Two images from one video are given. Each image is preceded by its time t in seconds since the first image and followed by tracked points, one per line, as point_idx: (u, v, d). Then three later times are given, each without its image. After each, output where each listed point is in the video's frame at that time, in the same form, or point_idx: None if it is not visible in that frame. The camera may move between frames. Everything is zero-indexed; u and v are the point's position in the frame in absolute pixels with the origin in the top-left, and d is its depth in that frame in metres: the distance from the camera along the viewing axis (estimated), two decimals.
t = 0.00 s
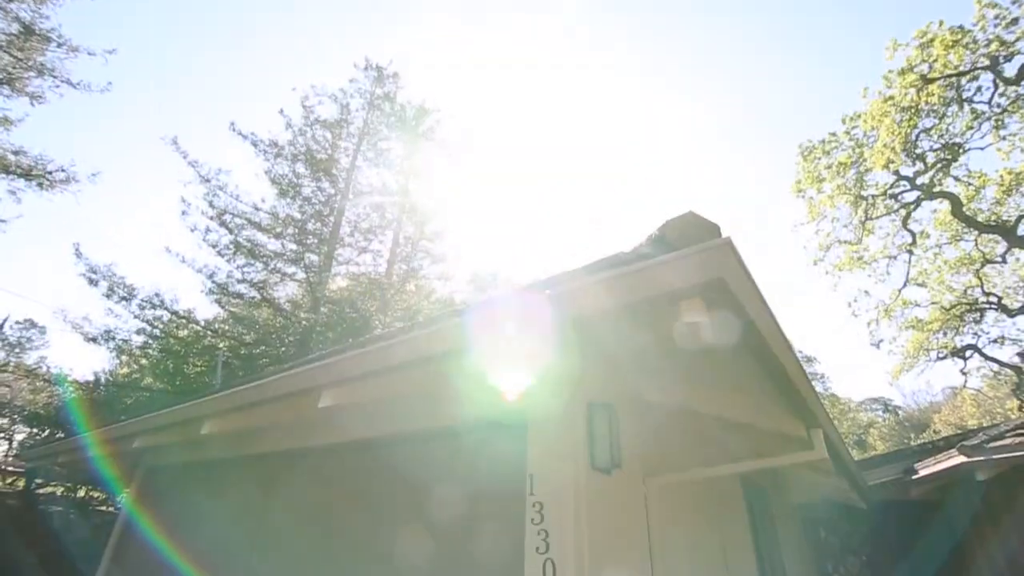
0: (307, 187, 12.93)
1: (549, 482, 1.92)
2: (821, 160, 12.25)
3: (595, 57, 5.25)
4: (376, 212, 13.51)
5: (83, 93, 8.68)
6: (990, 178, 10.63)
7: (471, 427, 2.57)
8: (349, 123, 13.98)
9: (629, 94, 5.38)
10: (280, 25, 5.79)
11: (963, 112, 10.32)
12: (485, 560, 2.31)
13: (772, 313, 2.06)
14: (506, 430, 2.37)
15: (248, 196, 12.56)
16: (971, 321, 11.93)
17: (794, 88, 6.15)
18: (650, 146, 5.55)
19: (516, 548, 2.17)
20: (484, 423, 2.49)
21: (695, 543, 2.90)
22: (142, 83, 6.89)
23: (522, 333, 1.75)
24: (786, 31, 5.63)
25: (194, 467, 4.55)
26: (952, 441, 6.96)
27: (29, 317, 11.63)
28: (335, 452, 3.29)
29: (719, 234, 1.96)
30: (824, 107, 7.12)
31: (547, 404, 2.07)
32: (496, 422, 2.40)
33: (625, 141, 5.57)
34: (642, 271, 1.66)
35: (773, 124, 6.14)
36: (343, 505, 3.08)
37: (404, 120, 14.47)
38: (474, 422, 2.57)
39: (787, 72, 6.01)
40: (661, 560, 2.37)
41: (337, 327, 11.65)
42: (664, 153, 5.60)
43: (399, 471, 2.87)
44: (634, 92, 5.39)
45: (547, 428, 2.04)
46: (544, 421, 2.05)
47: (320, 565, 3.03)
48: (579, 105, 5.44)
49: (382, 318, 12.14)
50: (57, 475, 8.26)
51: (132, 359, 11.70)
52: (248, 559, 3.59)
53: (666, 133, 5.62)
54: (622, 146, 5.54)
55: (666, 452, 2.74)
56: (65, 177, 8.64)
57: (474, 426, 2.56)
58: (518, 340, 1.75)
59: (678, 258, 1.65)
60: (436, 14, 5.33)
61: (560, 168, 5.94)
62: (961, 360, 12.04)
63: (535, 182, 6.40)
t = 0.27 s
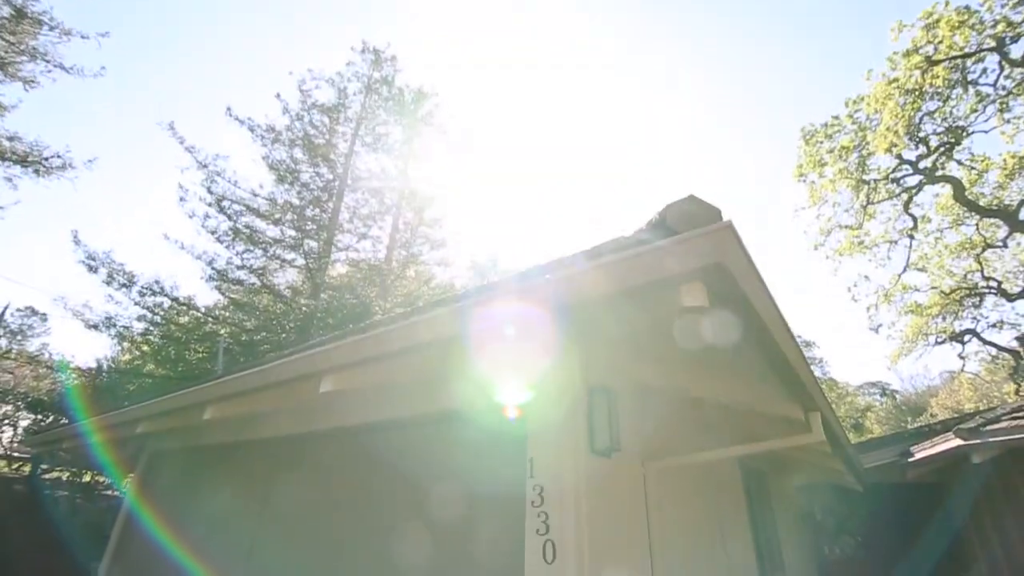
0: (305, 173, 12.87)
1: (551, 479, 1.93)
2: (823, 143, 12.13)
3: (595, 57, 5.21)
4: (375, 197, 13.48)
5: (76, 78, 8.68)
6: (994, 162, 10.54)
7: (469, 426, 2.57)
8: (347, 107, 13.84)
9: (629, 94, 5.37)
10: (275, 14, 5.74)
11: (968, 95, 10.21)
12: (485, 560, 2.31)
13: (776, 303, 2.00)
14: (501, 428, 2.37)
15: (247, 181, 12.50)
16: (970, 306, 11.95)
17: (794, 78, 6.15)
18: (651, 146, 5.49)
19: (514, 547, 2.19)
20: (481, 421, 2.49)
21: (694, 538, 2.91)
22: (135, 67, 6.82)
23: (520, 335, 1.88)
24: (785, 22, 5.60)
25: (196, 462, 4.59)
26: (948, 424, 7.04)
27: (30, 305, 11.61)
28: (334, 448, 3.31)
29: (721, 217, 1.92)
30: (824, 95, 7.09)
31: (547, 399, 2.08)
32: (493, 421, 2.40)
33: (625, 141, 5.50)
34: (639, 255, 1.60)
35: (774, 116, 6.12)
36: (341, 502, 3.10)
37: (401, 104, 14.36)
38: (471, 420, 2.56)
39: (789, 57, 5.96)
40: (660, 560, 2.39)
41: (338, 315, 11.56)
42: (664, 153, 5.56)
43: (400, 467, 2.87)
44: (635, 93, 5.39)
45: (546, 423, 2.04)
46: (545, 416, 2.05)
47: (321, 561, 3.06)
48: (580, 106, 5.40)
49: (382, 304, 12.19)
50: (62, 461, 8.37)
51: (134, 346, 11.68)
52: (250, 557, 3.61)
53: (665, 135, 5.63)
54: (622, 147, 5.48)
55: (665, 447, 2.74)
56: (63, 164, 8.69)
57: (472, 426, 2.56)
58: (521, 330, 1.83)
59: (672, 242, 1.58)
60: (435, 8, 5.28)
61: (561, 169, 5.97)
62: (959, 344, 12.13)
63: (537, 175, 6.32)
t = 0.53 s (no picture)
0: (303, 159, 12.77)
1: (550, 483, 1.93)
2: (825, 128, 12.00)
3: (595, 57, 5.17)
4: (374, 184, 13.43)
5: (69, 63, 8.62)
6: (997, 147, 10.42)
7: (468, 426, 2.57)
8: (345, 92, 13.68)
9: (629, 94, 5.39)
10: (275, 5, 5.77)
11: (973, 78, 10.09)
12: (485, 561, 2.32)
13: (782, 300, 1.92)
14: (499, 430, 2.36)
15: (245, 168, 12.42)
16: (970, 291, 11.96)
17: (793, 70, 6.15)
18: (651, 146, 5.42)
19: (513, 549, 2.19)
20: (480, 422, 2.49)
21: (693, 535, 2.92)
22: (127, 50, 6.70)
23: (521, 340, 2.10)
24: (784, 17, 5.61)
25: (198, 456, 4.62)
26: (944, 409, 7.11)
27: (30, 293, 11.60)
28: (334, 444, 3.33)
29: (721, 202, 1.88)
30: (823, 83, 7.08)
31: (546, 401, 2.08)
32: (493, 423, 2.40)
33: (625, 140, 5.44)
34: (634, 241, 1.55)
35: (778, 109, 6.07)
36: (341, 498, 3.12)
37: (399, 89, 14.23)
38: (470, 421, 2.57)
39: (790, 43, 5.92)
40: (660, 559, 2.38)
41: (337, 301, 11.52)
42: (664, 153, 5.44)
43: (400, 466, 2.89)
44: (634, 92, 5.40)
45: (546, 425, 2.05)
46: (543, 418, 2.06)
47: (322, 556, 3.08)
48: (580, 105, 5.41)
49: (382, 291, 12.17)
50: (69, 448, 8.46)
51: (134, 334, 11.65)
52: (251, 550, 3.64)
53: (665, 135, 5.61)
54: (622, 147, 5.42)
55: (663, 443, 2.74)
56: (59, 151, 8.69)
57: (471, 427, 2.56)
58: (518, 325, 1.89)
59: (669, 228, 1.51)
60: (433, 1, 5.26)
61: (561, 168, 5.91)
62: (957, 330, 12.15)
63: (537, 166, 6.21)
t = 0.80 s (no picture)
0: (301, 145, 12.68)
1: (550, 485, 1.94)
2: (827, 113, 11.89)
3: (595, 57, 5.19)
4: (373, 170, 13.35)
5: (61, 48, 8.45)
6: (1001, 131, 10.31)
7: (467, 427, 2.57)
8: (342, 77, 13.53)
9: (629, 95, 5.41)
10: None
11: (978, 61, 9.95)
12: (485, 562, 2.34)
13: (782, 287, 1.93)
14: (497, 431, 2.36)
15: (242, 155, 12.33)
16: (970, 278, 11.88)
17: (795, 60, 6.11)
18: (651, 147, 5.21)
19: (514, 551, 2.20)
20: (479, 424, 2.50)
21: (693, 531, 2.94)
22: (122, 35, 6.59)
23: (522, 348, 2.13)
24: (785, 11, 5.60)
25: (199, 446, 4.63)
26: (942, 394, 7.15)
27: (30, 281, 11.61)
28: (334, 438, 3.34)
29: (722, 186, 1.84)
30: (824, 70, 7.03)
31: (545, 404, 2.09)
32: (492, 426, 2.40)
33: (625, 140, 5.27)
34: (633, 226, 1.56)
35: (781, 100, 6.04)
36: (341, 494, 3.14)
37: (397, 73, 14.06)
38: (469, 422, 2.57)
39: (790, 34, 5.89)
40: (659, 557, 2.40)
41: (338, 289, 11.53)
42: (664, 153, 5.18)
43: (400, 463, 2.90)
44: (634, 93, 5.42)
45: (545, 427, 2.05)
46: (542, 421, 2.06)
47: (322, 552, 3.11)
48: (578, 106, 5.38)
49: (382, 278, 12.14)
50: (75, 433, 8.55)
51: (135, 321, 11.67)
52: (251, 548, 3.65)
53: (663, 133, 5.45)
54: (622, 146, 5.23)
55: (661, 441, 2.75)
56: (55, 138, 8.65)
57: (471, 427, 2.57)
58: (517, 329, 1.96)
59: (667, 214, 1.51)
60: None
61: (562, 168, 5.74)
62: (956, 316, 12.12)
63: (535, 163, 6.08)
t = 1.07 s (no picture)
0: (298, 131, 12.56)
1: (550, 485, 1.95)
2: (831, 97, 11.77)
3: (595, 57, 5.15)
4: (371, 156, 13.25)
5: (55, 34, 8.33)
6: (1005, 116, 10.20)
7: (467, 425, 2.57)
8: (339, 61, 13.35)
9: (629, 94, 5.38)
10: None
11: (984, 44, 9.81)
12: (485, 560, 2.34)
13: (783, 272, 1.92)
14: (497, 429, 2.36)
15: (239, 141, 12.22)
16: (970, 263, 11.97)
17: (798, 49, 6.07)
18: (651, 146, 4.95)
19: (514, 550, 2.21)
20: (479, 422, 2.50)
21: (693, 528, 2.94)
22: (117, 26, 6.46)
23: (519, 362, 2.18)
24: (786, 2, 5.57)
25: (199, 434, 4.65)
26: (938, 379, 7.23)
27: (29, 269, 11.57)
28: (334, 426, 3.36)
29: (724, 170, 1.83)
30: (826, 55, 6.97)
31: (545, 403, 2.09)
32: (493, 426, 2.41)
33: (625, 140, 5.06)
34: (633, 212, 1.54)
35: (780, 90, 6.03)
36: (341, 485, 3.15)
37: (395, 57, 13.85)
38: (469, 420, 2.58)
39: (791, 25, 5.84)
40: (658, 551, 2.42)
41: (338, 276, 11.79)
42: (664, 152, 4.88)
43: (399, 456, 2.90)
44: (634, 92, 5.38)
45: (545, 429, 2.05)
46: (542, 421, 2.05)
47: (321, 543, 3.11)
48: (577, 107, 5.30)
49: (382, 265, 12.24)
50: (80, 419, 8.60)
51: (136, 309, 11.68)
52: (247, 539, 3.65)
53: (662, 131, 5.27)
54: (622, 147, 5.02)
55: (659, 435, 2.76)
56: (52, 126, 8.50)
57: (471, 425, 2.57)
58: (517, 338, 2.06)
59: (668, 198, 1.50)
60: None
61: (562, 168, 5.56)
62: (956, 301, 12.23)
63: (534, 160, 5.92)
